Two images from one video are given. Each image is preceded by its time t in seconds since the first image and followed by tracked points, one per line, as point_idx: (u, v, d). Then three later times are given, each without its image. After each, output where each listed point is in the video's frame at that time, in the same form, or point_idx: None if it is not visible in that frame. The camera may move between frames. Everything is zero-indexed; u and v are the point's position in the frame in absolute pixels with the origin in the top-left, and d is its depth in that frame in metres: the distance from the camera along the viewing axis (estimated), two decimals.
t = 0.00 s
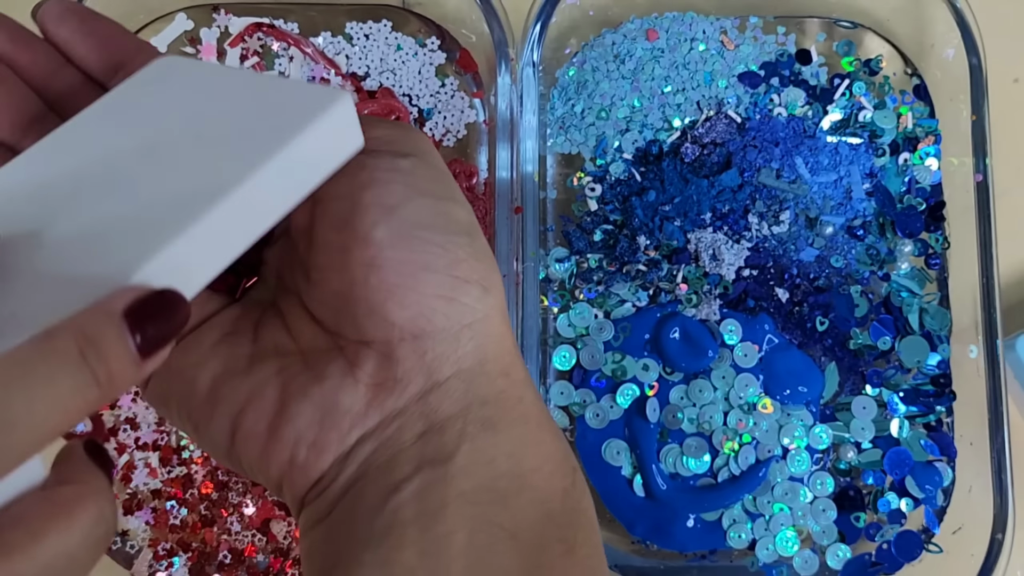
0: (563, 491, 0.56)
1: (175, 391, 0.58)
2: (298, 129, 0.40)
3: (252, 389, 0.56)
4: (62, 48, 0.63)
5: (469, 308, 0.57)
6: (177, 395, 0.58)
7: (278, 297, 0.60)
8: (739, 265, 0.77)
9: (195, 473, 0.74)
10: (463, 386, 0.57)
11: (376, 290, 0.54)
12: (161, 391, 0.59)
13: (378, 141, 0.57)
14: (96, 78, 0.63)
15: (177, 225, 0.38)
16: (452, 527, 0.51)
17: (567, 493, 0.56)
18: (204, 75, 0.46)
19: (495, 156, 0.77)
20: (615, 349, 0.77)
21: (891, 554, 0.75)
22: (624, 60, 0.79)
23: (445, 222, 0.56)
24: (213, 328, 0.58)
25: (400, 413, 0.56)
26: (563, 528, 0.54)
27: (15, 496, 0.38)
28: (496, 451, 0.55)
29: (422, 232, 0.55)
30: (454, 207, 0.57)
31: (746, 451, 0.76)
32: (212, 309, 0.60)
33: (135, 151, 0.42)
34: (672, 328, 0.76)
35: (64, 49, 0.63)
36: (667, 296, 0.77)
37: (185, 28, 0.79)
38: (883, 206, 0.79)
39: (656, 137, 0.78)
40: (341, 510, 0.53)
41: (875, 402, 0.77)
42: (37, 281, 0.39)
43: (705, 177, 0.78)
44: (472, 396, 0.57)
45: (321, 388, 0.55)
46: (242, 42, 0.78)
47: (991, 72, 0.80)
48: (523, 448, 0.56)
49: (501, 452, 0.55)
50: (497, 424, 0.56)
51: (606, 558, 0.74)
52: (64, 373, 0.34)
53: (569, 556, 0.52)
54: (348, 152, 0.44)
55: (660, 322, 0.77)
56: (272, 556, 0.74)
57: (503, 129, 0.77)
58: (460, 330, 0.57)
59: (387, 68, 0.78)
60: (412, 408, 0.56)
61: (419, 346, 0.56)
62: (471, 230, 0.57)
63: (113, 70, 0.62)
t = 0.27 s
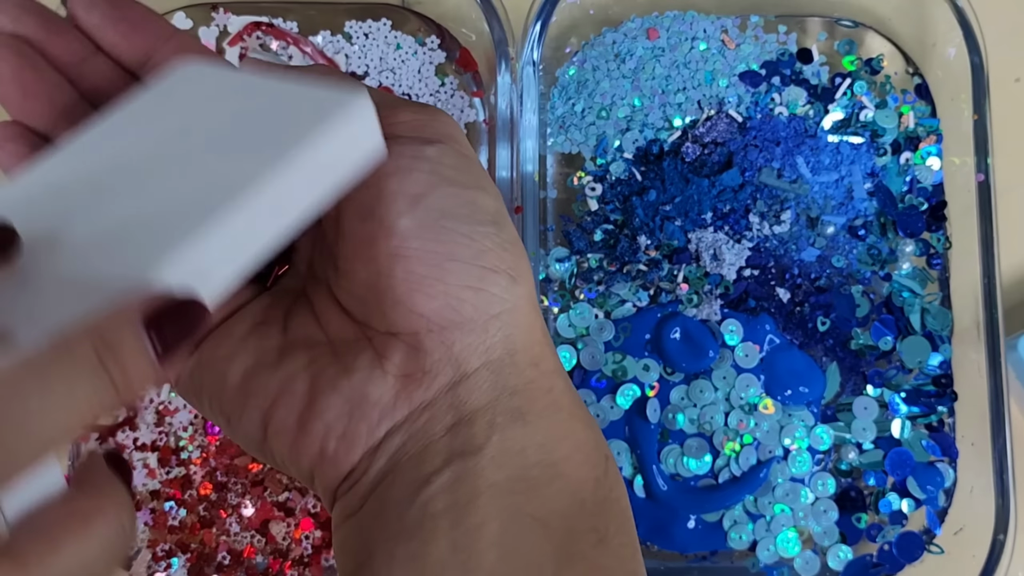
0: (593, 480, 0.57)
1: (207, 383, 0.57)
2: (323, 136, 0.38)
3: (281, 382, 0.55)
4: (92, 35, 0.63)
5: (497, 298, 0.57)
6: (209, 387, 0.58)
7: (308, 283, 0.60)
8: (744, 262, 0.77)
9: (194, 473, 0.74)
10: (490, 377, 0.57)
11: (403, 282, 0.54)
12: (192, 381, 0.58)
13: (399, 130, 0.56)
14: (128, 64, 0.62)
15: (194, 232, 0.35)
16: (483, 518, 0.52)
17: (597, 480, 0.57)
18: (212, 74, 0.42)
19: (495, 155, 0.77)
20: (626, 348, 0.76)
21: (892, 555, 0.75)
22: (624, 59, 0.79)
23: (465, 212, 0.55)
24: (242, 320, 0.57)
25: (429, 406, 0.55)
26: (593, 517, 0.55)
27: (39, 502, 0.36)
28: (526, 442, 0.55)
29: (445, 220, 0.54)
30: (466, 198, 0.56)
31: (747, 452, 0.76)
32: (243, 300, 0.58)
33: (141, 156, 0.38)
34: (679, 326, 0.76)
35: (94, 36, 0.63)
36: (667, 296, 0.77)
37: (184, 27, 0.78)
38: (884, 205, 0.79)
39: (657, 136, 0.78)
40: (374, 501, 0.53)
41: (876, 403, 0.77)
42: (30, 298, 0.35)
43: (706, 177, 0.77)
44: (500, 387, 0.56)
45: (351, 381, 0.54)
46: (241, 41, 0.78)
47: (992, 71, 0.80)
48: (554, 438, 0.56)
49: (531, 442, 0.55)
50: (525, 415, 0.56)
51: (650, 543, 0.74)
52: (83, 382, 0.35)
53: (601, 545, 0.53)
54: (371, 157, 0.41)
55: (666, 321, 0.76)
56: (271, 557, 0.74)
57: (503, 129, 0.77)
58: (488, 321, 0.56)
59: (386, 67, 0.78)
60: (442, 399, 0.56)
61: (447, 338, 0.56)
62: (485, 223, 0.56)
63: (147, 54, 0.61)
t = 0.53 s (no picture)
0: (593, 488, 0.56)
1: (203, 397, 0.57)
2: (334, 125, 0.43)
3: (277, 395, 0.55)
4: (81, 49, 0.63)
5: (493, 307, 0.57)
6: (205, 404, 0.57)
7: (303, 295, 0.60)
8: (740, 265, 0.77)
9: (193, 474, 0.74)
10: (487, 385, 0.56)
11: (397, 290, 0.54)
12: (187, 392, 0.58)
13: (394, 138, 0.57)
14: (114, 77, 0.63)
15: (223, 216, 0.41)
16: (483, 530, 0.51)
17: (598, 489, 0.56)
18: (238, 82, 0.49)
19: (495, 155, 0.77)
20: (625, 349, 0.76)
21: (893, 556, 0.75)
22: (624, 59, 0.78)
23: (459, 220, 0.55)
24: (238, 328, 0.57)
25: (425, 418, 0.55)
26: (594, 528, 0.54)
27: (78, 498, 0.39)
28: (524, 452, 0.55)
29: (441, 229, 0.54)
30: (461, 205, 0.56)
31: (747, 452, 0.75)
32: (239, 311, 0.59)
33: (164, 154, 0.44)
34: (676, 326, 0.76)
35: (82, 51, 0.63)
36: (668, 296, 0.77)
37: (184, 26, 0.78)
38: (884, 205, 0.79)
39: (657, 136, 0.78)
40: (369, 517, 0.53)
41: (876, 403, 0.77)
42: (76, 286, 0.41)
43: (707, 177, 0.77)
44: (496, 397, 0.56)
45: (344, 394, 0.55)
46: (241, 40, 0.78)
47: (993, 70, 0.79)
48: (552, 448, 0.56)
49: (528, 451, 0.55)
50: (523, 425, 0.56)
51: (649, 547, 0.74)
52: (101, 357, 0.39)
53: (603, 557, 0.53)
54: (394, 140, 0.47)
55: (665, 322, 0.76)
56: (271, 557, 0.73)
57: (503, 129, 0.76)
58: (484, 330, 0.57)
59: (386, 66, 0.78)
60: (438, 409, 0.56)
61: (442, 347, 0.56)
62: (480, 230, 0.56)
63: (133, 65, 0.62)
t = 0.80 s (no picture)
0: (592, 504, 0.55)
1: (198, 421, 0.57)
2: (314, 129, 0.40)
3: (271, 419, 0.55)
4: (68, 73, 0.64)
5: (484, 324, 0.56)
6: (200, 429, 0.57)
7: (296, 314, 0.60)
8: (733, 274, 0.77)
9: (193, 474, 0.74)
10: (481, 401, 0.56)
11: (387, 309, 0.54)
12: (184, 420, 0.58)
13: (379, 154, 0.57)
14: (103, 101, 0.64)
15: (197, 228, 0.38)
16: (480, 549, 0.50)
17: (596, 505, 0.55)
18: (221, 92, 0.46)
19: (495, 155, 0.77)
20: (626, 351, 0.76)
21: (893, 556, 0.75)
22: (624, 59, 0.78)
23: (446, 236, 0.55)
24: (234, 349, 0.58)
25: (420, 436, 0.55)
26: (592, 543, 0.53)
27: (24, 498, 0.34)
28: (519, 469, 0.54)
29: (428, 248, 0.55)
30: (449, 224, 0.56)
31: (747, 452, 0.75)
32: (232, 332, 0.59)
33: (142, 168, 0.42)
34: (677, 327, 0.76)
35: (70, 75, 0.64)
36: (667, 296, 0.77)
37: (183, 26, 0.78)
38: (884, 205, 0.79)
39: (657, 136, 0.78)
40: (368, 535, 0.53)
41: (877, 403, 0.77)
42: (40, 304, 0.37)
43: (706, 177, 0.77)
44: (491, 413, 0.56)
45: (338, 414, 0.54)
46: (241, 40, 0.78)
47: (993, 70, 0.79)
48: (548, 463, 0.55)
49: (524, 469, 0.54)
50: (519, 441, 0.55)
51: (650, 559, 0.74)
52: (57, 358, 0.34)
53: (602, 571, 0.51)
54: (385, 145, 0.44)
55: (665, 324, 0.76)
56: (271, 557, 0.74)
57: (503, 129, 0.76)
58: (477, 346, 0.56)
59: (386, 66, 0.78)
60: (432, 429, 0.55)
61: (434, 365, 0.55)
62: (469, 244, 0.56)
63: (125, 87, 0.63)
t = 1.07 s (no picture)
0: (586, 508, 0.56)
1: (191, 430, 0.58)
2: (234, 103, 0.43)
3: (263, 428, 0.55)
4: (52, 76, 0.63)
5: (475, 329, 0.56)
6: (192, 437, 0.58)
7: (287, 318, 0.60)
8: (727, 278, 0.77)
9: (193, 474, 0.74)
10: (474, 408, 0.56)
11: (376, 317, 0.53)
12: (177, 427, 0.58)
13: (365, 159, 0.56)
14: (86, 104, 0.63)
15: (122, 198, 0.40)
16: (473, 557, 0.50)
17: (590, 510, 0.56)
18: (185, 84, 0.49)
19: (495, 155, 0.77)
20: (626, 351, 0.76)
21: (892, 556, 0.75)
22: (624, 59, 0.78)
23: (435, 241, 0.55)
24: (228, 356, 0.58)
25: (412, 444, 0.55)
26: (587, 547, 0.53)
27: None
28: (513, 476, 0.54)
29: (416, 253, 0.54)
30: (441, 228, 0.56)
31: (747, 452, 0.75)
32: (222, 338, 0.60)
33: (92, 162, 0.46)
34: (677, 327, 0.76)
35: (52, 77, 0.63)
36: (667, 296, 0.77)
37: (183, 26, 0.78)
38: (884, 205, 0.79)
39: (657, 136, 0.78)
40: (363, 545, 0.53)
41: (877, 403, 0.77)
42: None
43: (706, 177, 0.77)
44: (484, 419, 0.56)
45: (330, 422, 0.54)
46: (241, 40, 0.78)
47: (994, 70, 0.79)
48: (543, 468, 0.55)
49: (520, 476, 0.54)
50: (512, 447, 0.55)
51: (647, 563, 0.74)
52: None
53: None
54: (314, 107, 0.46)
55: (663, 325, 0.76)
56: (271, 557, 0.73)
57: (503, 128, 0.76)
58: (468, 352, 0.56)
59: (386, 67, 0.78)
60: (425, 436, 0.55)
61: (425, 373, 0.55)
62: (460, 249, 0.56)
63: (105, 90, 0.62)
